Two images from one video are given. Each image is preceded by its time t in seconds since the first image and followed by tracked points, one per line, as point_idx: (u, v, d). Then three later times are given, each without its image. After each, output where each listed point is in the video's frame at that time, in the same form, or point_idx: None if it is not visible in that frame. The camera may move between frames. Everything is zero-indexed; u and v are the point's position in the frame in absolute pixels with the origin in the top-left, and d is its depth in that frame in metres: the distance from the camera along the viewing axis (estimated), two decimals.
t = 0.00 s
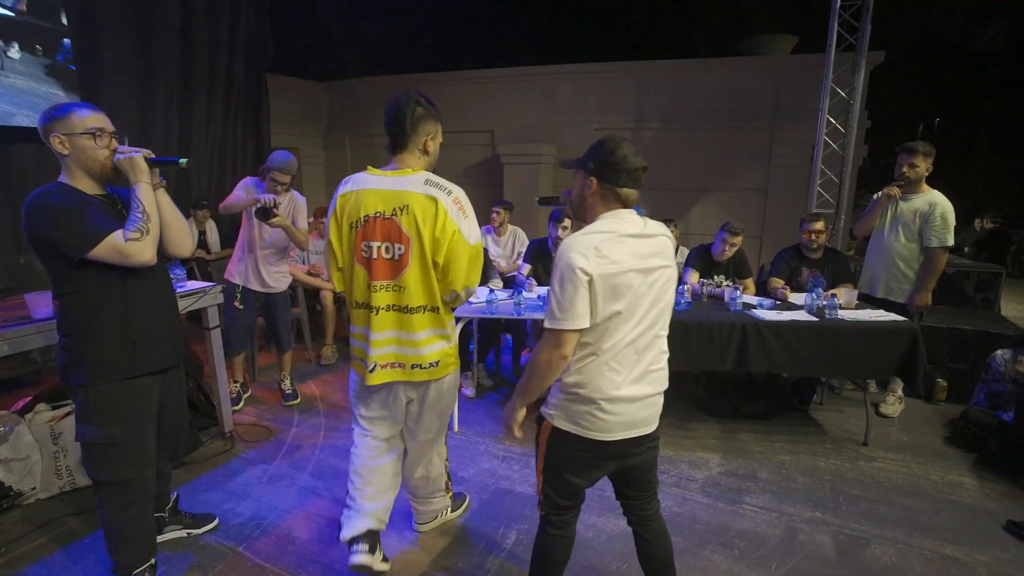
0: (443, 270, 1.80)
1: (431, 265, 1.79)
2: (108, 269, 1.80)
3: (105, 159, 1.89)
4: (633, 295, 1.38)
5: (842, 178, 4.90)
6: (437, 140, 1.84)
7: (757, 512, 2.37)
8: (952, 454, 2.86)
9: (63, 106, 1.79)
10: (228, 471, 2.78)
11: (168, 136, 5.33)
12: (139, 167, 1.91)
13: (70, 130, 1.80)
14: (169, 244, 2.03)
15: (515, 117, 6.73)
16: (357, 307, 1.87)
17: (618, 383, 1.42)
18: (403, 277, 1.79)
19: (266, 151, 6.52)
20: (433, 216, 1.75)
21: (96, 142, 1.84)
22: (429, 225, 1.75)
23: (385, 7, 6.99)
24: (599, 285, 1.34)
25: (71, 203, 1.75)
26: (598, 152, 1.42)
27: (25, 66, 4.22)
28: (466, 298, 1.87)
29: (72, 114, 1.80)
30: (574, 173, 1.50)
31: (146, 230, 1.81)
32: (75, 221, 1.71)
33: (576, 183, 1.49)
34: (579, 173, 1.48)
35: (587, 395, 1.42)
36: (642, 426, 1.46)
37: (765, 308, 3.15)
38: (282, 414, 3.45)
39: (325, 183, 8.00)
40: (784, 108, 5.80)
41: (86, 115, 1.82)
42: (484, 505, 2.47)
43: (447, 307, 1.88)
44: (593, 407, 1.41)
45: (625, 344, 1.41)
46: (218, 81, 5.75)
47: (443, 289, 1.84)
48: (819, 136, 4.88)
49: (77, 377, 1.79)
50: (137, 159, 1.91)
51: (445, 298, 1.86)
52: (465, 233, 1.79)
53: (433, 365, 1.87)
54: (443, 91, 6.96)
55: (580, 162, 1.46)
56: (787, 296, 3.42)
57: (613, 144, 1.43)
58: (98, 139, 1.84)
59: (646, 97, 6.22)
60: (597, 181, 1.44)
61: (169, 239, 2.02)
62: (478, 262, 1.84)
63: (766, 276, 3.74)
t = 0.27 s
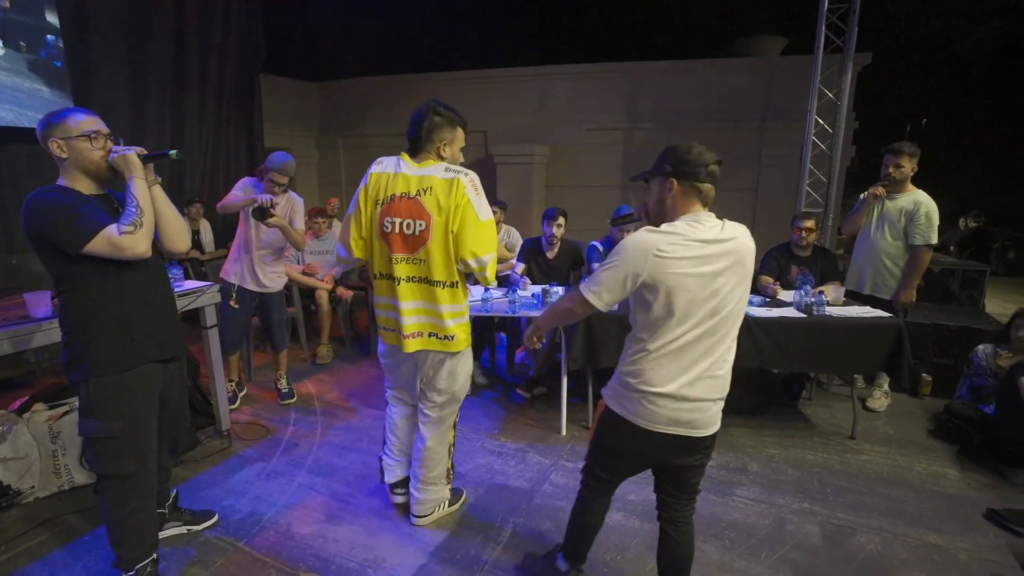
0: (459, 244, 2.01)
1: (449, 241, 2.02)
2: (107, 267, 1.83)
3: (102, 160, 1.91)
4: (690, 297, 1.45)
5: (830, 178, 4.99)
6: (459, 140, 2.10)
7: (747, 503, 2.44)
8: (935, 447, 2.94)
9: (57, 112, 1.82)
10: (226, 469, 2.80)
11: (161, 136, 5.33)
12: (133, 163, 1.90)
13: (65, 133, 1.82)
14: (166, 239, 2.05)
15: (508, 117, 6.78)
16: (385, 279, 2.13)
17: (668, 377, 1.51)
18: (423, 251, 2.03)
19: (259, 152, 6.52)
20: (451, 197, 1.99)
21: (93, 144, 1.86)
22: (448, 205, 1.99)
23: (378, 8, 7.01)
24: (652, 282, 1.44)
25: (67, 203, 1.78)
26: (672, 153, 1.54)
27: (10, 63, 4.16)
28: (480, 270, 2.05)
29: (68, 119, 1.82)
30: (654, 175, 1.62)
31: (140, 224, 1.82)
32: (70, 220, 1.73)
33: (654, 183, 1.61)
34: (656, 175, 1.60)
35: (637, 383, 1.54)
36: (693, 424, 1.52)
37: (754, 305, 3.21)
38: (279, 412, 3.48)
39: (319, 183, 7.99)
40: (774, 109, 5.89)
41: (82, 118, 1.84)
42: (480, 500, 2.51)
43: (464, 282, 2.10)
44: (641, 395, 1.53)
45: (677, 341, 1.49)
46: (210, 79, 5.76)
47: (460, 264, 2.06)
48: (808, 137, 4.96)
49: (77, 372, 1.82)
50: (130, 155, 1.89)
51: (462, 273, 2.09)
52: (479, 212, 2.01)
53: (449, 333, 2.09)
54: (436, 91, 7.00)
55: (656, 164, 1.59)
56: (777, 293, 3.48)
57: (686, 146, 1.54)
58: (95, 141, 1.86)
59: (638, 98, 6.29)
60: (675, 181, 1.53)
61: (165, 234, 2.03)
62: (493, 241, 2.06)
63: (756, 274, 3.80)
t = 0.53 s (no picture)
0: (451, 238, 2.07)
1: (442, 236, 2.06)
2: (93, 266, 1.84)
3: (86, 162, 1.91)
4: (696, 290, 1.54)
5: (809, 178, 5.12)
6: (461, 143, 2.16)
7: (730, 494, 2.51)
8: (909, 437, 3.05)
9: (42, 116, 1.81)
10: (215, 470, 2.81)
11: (143, 136, 5.28)
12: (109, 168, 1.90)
13: (48, 137, 1.81)
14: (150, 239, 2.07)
15: (493, 118, 6.83)
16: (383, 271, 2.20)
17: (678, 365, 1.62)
18: (416, 245, 2.09)
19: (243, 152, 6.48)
20: (445, 195, 2.03)
21: (77, 147, 1.86)
22: (442, 203, 2.04)
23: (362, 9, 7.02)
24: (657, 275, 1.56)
25: (48, 204, 1.78)
26: (693, 157, 1.60)
27: None
28: (471, 264, 2.09)
29: (51, 122, 1.81)
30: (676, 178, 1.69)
31: (122, 223, 1.83)
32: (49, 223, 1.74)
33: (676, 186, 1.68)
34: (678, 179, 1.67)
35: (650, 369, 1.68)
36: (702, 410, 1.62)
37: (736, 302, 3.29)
38: (268, 413, 3.48)
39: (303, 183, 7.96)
40: (753, 110, 6.01)
41: (64, 123, 1.83)
42: (469, 495, 2.56)
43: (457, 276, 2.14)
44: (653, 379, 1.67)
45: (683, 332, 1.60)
46: (192, 79, 5.72)
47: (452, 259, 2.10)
48: (787, 138, 5.08)
49: (65, 372, 1.82)
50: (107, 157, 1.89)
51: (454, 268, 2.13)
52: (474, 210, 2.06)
53: (438, 325, 2.13)
54: (421, 92, 7.01)
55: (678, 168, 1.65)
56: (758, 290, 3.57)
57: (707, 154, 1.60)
58: (79, 144, 1.86)
59: (622, 100, 6.38)
60: (695, 182, 1.59)
61: (151, 233, 2.04)
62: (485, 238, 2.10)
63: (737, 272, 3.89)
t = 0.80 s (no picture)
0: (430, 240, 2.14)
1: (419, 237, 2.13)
2: (69, 267, 1.84)
3: (63, 163, 1.90)
4: (682, 276, 1.85)
5: (777, 178, 5.28)
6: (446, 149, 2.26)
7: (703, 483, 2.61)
8: (872, 425, 3.20)
9: (18, 116, 1.80)
10: (195, 472, 2.80)
11: (112, 136, 5.17)
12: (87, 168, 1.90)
13: (25, 136, 1.80)
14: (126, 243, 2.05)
15: (471, 118, 6.87)
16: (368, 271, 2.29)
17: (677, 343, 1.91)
18: (395, 247, 2.17)
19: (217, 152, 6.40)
20: (421, 200, 2.10)
21: (54, 148, 1.85)
22: (419, 207, 2.11)
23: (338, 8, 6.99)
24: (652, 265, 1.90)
25: (18, 204, 1.77)
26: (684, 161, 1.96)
27: None
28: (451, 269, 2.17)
29: (28, 122, 1.80)
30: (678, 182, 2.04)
31: (95, 225, 1.82)
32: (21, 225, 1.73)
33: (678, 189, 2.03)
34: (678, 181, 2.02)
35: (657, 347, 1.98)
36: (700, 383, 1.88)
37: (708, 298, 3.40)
38: (247, 414, 3.47)
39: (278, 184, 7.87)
40: (724, 112, 6.18)
41: (43, 123, 1.82)
42: (451, 489, 2.60)
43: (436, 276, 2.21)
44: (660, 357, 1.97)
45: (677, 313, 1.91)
46: (164, 80, 5.65)
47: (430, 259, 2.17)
48: (756, 139, 5.24)
49: (41, 374, 1.82)
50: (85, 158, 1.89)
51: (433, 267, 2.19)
52: (449, 216, 2.12)
53: (415, 322, 2.20)
54: (398, 92, 7.01)
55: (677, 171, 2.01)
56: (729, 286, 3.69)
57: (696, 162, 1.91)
58: (55, 145, 1.85)
59: (597, 101, 6.48)
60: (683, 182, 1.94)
61: (129, 236, 2.04)
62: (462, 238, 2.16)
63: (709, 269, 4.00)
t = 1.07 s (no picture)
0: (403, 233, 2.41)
1: (393, 232, 2.43)
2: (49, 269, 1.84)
3: (46, 166, 1.90)
4: (704, 267, 1.98)
5: (749, 177, 5.44)
6: (425, 149, 2.52)
7: (677, 472, 2.71)
8: (837, 414, 3.34)
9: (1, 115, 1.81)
10: (175, 472, 2.81)
11: (83, 136, 5.09)
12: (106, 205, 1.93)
13: (8, 136, 1.80)
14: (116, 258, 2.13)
15: (449, 119, 6.91)
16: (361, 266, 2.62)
17: (687, 328, 2.05)
18: (374, 241, 2.48)
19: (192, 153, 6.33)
20: (389, 198, 2.38)
21: (37, 149, 1.85)
22: (389, 205, 2.40)
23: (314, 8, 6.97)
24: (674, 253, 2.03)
25: None
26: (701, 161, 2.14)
27: None
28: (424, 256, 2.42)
29: (10, 122, 1.81)
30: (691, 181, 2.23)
31: (67, 263, 1.78)
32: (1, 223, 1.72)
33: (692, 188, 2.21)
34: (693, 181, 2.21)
35: (663, 329, 2.12)
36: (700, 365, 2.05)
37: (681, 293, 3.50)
38: (228, 415, 3.47)
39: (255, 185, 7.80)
40: (698, 113, 6.33)
41: (25, 123, 1.83)
42: (432, 484, 2.66)
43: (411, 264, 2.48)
44: (665, 337, 2.11)
45: (688, 300, 2.04)
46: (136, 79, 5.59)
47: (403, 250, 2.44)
48: (728, 140, 5.39)
49: (21, 374, 1.83)
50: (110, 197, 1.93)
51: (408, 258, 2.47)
52: (417, 209, 2.38)
53: (394, 307, 2.48)
54: (376, 93, 7.02)
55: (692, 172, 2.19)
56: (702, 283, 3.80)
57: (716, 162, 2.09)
58: (39, 147, 1.85)
59: (574, 102, 6.58)
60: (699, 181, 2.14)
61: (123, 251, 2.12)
62: (432, 230, 2.41)
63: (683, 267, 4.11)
